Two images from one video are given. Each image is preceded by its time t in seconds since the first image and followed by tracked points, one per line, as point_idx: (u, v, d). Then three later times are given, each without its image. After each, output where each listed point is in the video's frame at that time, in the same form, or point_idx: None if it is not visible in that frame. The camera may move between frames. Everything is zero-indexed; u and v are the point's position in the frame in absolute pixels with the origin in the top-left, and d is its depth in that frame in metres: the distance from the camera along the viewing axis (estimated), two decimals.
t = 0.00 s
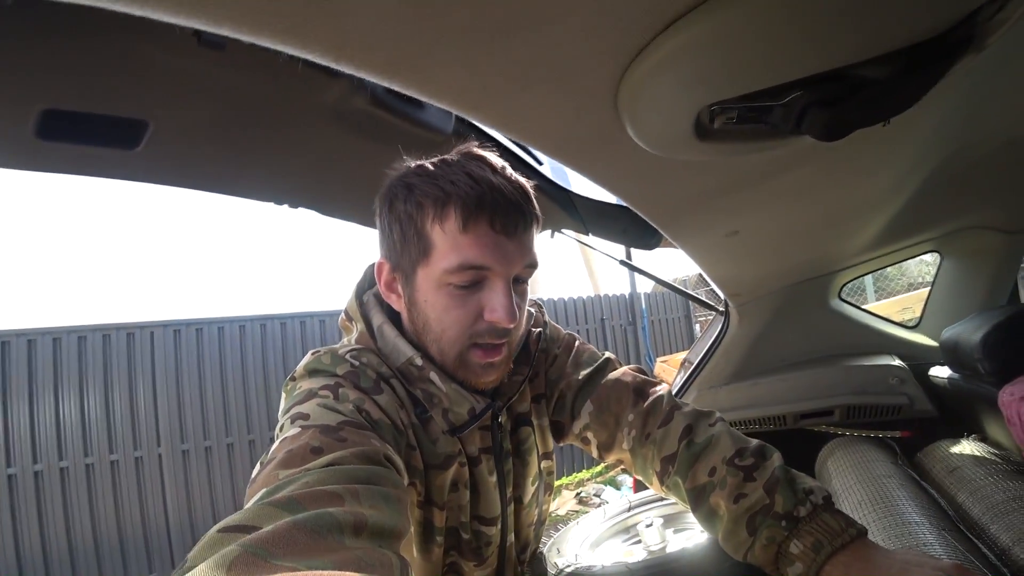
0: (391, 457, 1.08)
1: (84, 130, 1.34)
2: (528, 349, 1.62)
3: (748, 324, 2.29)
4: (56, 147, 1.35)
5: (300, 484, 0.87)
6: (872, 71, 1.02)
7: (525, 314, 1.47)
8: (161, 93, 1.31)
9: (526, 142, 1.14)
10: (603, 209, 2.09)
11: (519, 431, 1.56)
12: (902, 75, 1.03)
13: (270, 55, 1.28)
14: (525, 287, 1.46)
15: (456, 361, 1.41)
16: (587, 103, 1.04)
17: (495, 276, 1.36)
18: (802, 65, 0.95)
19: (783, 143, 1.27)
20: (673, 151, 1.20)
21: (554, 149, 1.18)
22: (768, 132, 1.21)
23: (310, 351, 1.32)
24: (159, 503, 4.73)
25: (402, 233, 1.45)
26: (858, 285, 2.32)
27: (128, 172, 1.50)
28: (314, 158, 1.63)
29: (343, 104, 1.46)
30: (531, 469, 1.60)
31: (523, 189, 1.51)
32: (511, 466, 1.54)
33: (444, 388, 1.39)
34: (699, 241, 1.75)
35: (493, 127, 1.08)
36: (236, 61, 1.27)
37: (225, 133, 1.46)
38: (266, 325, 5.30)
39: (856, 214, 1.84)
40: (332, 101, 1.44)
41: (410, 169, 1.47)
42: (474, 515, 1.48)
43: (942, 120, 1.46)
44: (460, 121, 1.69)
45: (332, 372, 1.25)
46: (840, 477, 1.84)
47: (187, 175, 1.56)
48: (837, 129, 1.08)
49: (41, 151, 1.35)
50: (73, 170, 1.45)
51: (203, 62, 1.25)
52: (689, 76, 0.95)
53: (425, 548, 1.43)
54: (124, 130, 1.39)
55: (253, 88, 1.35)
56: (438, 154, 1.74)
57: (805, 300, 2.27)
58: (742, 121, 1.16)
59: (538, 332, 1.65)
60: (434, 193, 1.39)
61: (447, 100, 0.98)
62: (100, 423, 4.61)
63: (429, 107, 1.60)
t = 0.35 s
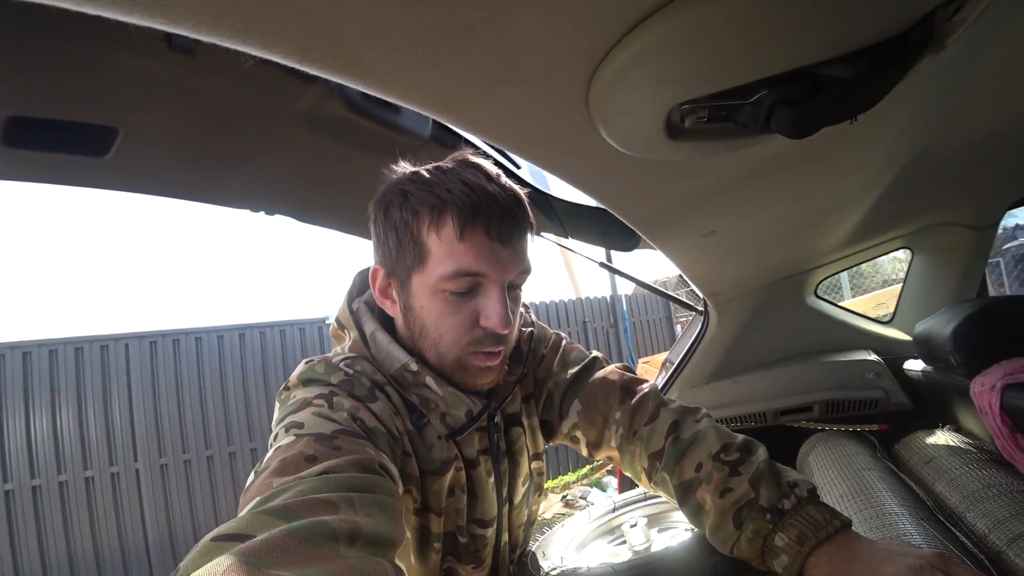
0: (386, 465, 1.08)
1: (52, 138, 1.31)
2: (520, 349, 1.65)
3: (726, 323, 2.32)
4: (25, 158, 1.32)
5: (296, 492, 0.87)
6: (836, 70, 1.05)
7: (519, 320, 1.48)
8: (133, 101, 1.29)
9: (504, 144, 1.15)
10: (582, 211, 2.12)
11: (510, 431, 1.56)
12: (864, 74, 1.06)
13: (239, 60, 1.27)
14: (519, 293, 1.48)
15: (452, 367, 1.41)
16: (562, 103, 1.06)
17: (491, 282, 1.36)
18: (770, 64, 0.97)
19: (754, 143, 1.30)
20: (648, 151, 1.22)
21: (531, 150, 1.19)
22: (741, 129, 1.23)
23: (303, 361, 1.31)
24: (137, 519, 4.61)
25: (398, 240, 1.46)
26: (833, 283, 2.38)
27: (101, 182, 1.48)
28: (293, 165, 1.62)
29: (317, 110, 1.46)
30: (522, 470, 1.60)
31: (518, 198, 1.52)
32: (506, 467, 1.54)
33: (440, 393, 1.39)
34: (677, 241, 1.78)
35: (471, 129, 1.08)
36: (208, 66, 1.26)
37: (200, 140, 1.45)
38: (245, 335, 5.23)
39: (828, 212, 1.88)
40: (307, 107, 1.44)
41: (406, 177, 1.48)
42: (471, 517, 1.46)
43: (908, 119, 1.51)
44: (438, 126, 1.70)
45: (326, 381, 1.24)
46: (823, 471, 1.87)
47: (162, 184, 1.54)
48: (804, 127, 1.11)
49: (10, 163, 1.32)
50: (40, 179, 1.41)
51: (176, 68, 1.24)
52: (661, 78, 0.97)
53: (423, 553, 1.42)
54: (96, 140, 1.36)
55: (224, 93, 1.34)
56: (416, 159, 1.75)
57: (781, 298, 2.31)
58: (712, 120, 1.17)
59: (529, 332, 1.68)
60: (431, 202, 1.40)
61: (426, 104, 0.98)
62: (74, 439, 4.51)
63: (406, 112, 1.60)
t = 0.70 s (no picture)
0: (376, 470, 1.08)
1: (22, 144, 1.28)
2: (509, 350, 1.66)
3: (710, 320, 2.34)
4: None
5: (285, 498, 0.87)
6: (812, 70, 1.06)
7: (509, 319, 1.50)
8: (110, 104, 1.27)
9: (486, 145, 1.15)
10: (567, 212, 2.13)
11: (499, 433, 1.57)
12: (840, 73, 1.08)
13: (221, 63, 1.26)
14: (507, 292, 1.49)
15: (442, 366, 1.42)
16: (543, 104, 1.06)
17: (481, 283, 1.38)
18: (749, 65, 0.98)
19: (735, 143, 1.32)
20: (630, 151, 1.23)
21: (513, 151, 1.19)
22: (721, 129, 1.24)
23: (290, 365, 1.31)
24: (120, 530, 4.54)
25: (388, 241, 1.45)
26: (815, 280, 2.41)
27: (78, 186, 1.45)
28: (275, 168, 1.61)
29: (300, 114, 1.45)
30: (511, 472, 1.60)
31: (507, 202, 1.52)
32: (495, 469, 1.54)
33: (428, 396, 1.38)
34: (661, 241, 1.79)
35: (453, 130, 1.08)
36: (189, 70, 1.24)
37: (179, 144, 1.43)
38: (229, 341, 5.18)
39: (808, 210, 1.91)
40: (290, 111, 1.43)
41: (394, 179, 1.47)
42: (463, 519, 1.47)
43: (885, 118, 1.53)
44: (421, 129, 1.70)
45: (314, 386, 1.23)
46: (808, 465, 1.90)
47: (140, 188, 1.52)
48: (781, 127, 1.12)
49: None
50: (11, 187, 1.39)
51: (154, 72, 1.23)
52: (641, 78, 0.98)
53: (413, 557, 1.43)
54: (72, 144, 1.34)
55: (204, 97, 1.32)
56: (399, 163, 1.75)
57: (764, 295, 2.34)
58: (692, 121, 1.19)
59: (517, 333, 1.69)
60: (422, 203, 1.40)
61: (407, 105, 0.98)
62: (53, 450, 4.44)
63: (388, 115, 1.60)
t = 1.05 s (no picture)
0: (367, 470, 1.07)
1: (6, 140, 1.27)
2: (499, 348, 1.66)
3: (701, 319, 2.35)
4: None
5: (275, 499, 0.86)
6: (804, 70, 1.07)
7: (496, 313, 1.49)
8: (97, 101, 1.26)
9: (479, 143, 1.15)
10: (558, 211, 2.13)
11: (490, 432, 1.57)
12: (831, 73, 1.08)
13: (211, 59, 1.24)
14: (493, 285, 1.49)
15: (432, 364, 1.41)
16: (536, 102, 1.06)
17: (466, 276, 1.37)
18: (741, 64, 0.99)
19: (726, 142, 1.32)
20: (622, 150, 1.23)
21: (506, 149, 1.19)
22: (712, 128, 1.25)
23: (279, 366, 1.30)
24: (108, 532, 4.51)
25: (369, 242, 1.45)
26: (805, 279, 2.43)
27: (65, 184, 1.44)
28: (265, 167, 1.60)
29: (290, 111, 1.44)
30: (503, 470, 1.60)
31: (486, 194, 1.52)
32: (486, 468, 1.54)
33: (419, 396, 1.37)
34: (652, 240, 1.80)
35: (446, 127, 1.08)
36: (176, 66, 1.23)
37: (168, 141, 1.41)
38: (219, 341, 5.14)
39: (799, 209, 1.92)
40: (280, 108, 1.42)
41: (372, 179, 1.47)
42: (455, 519, 1.47)
43: (874, 118, 1.54)
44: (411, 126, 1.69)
45: (304, 386, 1.23)
46: (798, 463, 1.91)
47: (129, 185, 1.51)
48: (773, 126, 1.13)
49: None
50: None
51: (142, 68, 1.21)
52: (633, 76, 0.98)
53: (405, 557, 1.43)
54: (57, 140, 1.32)
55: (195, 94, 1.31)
56: (389, 161, 1.74)
57: (754, 293, 2.35)
58: (684, 120, 1.19)
59: (507, 332, 1.69)
60: (401, 200, 1.39)
61: (399, 101, 0.97)
62: (40, 451, 4.39)
63: (380, 113, 1.60)
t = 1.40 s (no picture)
0: (362, 469, 1.07)
1: None
2: (494, 347, 1.66)
3: (697, 318, 2.36)
4: None
5: (269, 501, 0.86)
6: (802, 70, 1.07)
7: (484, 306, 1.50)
8: (90, 98, 1.25)
9: (475, 140, 1.15)
10: (555, 210, 2.13)
11: (485, 431, 1.57)
12: (828, 74, 1.08)
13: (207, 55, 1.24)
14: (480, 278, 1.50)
15: (424, 360, 1.41)
16: (534, 100, 1.06)
17: (451, 267, 1.38)
18: (738, 63, 0.98)
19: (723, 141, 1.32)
20: (619, 149, 1.23)
21: (503, 148, 1.19)
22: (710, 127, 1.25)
23: (273, 365, 1.30)
24: (103, 530, 4.50)
25: (353, 242, 1.45)
26: (801, 278, 2.44)
27: (59, 181, 1.43)
28: (261, 165, 1.60)
29: (286, 107, 1.44)
30: (499, 469, 1.60)
31: (468, 186, 1.53)
32: (482, 467, 1.54)
33: (414, 395, 1.37)
34: (648, 239, 1.80)
35: (442, 126, 1.07)
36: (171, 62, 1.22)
37: (163, 139, 1.41)
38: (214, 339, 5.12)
39: (794, 208, 1.93)
40: (276, 105, 1.42)
41: (352, 179, 1.47)
42: (451, 519, 1.47)
43: (871, 118, 1.54)
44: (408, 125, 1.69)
45: (298, 386, 1.23)
46: (793, 462, 1.91)
47: (124, 182, 1.50)
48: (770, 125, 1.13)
49: None
50: None
51: (136, 64, 1.20)
52: (630, 75, 0.97)
53: (401, 557, 1.43)
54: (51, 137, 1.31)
55: (190, 91, 1.30)
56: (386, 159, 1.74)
57: (750, 292, 2.36)
58: (681, 120, 1.19)
59: (502, 331, 1.69)
60: (382, 196, 1.40)
61: (396, 99, 0.97)
62: (34, 450, 4.38)
63: (378, 111, 1.60)
